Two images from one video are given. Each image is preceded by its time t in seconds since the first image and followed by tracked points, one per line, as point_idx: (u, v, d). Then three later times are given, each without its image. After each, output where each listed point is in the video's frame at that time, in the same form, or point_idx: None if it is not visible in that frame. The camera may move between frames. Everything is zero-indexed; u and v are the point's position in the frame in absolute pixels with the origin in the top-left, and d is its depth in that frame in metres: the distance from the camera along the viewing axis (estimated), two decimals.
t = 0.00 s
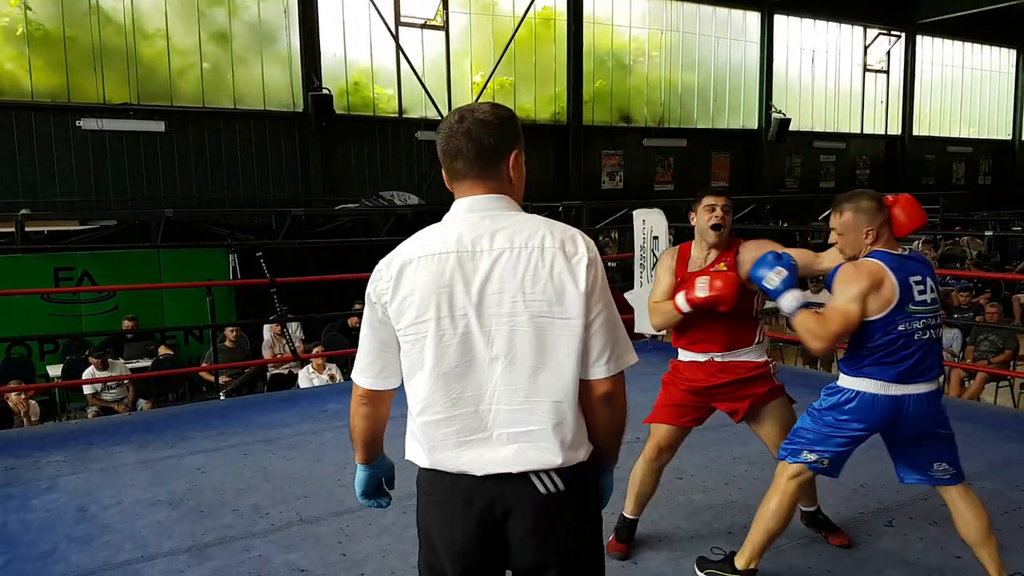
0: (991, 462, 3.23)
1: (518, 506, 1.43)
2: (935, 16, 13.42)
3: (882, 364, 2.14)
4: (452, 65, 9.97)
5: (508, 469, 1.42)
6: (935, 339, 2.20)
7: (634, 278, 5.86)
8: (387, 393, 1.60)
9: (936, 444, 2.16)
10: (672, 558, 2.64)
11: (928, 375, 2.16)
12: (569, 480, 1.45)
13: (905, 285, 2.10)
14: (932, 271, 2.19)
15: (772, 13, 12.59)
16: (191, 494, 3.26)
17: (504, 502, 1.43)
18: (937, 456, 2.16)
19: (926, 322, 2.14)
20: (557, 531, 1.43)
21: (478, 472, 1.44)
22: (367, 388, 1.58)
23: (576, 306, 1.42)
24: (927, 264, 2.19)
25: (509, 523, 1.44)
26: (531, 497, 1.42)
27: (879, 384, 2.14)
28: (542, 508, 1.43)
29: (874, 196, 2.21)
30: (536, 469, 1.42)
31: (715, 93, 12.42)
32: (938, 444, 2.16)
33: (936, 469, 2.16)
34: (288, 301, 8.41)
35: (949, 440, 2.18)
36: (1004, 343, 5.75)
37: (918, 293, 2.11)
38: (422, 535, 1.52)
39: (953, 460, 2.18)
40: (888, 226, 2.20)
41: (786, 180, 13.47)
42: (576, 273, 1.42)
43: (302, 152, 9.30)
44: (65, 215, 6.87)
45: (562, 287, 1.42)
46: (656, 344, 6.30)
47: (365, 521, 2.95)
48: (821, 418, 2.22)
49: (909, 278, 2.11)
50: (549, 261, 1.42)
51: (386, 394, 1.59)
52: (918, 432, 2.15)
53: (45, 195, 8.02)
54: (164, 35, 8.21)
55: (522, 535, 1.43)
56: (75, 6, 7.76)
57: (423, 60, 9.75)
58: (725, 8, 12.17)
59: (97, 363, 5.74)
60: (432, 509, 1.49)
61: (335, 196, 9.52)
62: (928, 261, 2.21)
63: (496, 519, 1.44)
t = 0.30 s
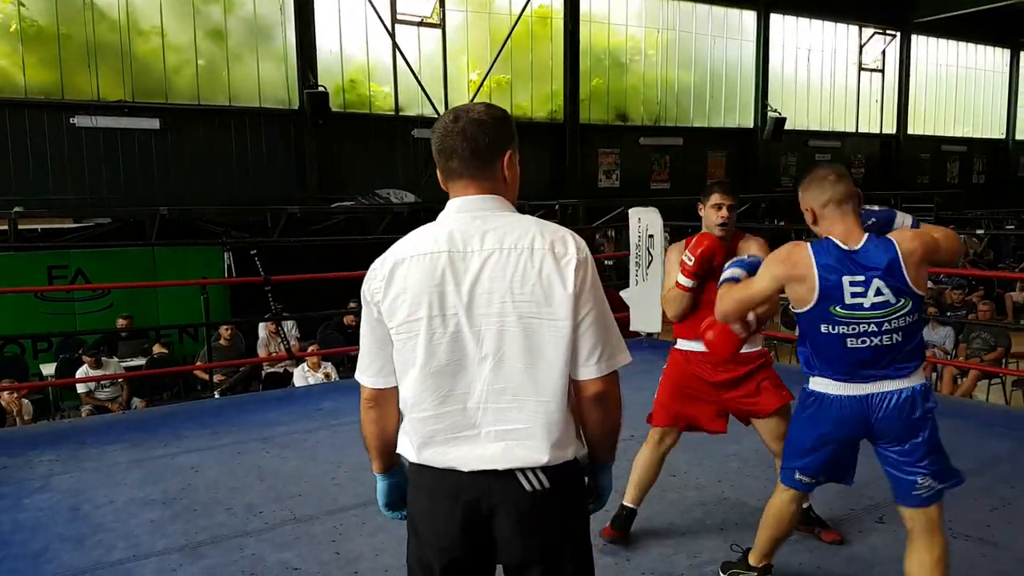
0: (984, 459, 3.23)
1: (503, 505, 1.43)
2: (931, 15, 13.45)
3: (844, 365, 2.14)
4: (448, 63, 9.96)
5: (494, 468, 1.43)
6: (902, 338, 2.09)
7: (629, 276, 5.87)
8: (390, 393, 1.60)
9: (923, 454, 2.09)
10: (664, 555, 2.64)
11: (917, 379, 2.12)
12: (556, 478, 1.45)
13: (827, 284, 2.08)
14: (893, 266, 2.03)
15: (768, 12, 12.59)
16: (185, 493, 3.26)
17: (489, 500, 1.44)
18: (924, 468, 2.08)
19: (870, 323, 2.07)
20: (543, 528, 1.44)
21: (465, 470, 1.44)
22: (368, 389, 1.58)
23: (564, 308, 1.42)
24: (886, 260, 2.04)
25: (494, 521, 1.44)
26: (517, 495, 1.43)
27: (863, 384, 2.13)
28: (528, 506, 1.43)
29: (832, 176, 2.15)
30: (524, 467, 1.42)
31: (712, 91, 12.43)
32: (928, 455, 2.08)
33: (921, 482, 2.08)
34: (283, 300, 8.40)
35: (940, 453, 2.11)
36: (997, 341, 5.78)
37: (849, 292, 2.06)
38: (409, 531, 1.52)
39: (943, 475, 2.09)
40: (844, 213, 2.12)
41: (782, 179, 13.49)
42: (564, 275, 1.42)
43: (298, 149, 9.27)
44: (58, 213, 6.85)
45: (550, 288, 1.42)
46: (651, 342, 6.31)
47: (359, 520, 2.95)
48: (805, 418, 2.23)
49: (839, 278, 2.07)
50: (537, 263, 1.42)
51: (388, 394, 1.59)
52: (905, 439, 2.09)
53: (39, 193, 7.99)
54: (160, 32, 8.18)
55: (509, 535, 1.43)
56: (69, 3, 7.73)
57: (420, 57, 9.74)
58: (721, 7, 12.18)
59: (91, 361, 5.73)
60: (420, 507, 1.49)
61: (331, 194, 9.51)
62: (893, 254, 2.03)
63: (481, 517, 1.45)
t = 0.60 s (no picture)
0: (965, 456, 3.26)
1: (458, 503, 1.48)
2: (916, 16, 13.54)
3: (797, 349, 2.03)
4: (437, 61, 9.94)
5: (454, 466, 1.48)
6: (862, 320, 2.00)
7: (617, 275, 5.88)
8: (335, 401, 1.57)
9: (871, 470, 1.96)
10: (648, 552, 2.63)
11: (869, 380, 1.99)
12: (511, 474, 1.53)
13: (792, 248, 2.05)
14: (862, 242, 2.01)
15: (755, 12, 12.64)
16: (169, 493, 3.24)
17: (443, 501, 1.48)
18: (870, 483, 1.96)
19: (828, 291, 2.00)
20: (490, 531, 1.49)
21: (424, 471, 1.47)
22: (310, 394, 1.56)
23: (528, 308, 1.53)
24: (855, 235, 2.02)
25: (445, 521, 1.48)
26: (472, 493, 1.48)
27: (814, 381, 2.00)
28: (485, 503, 1.49)
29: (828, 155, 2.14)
30: (484, 464, 1.49)
31: (700, 91, 12.47)
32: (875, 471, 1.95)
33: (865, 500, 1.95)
34: (271, 299, 8.37)
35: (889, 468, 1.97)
36: (979, 338, 5.85)
37: (810, 258, 2.02)
38: (352, 539, 1.52)
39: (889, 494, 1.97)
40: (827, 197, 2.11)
41: (769, 178, 13.55)
42: (529, 278, 1.53)
43: (286, 148, 9.24)
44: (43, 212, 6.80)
45: (516, 290, 1.52)
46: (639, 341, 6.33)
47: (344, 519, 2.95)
48: (751, 418, 2.08)
49: (803, 240, 2.04)
50: (506, 266, 1.52)
51: (331, 401, 1.57)
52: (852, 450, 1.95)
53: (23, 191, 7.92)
54: (146, 29, 8.13)
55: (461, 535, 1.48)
56: None
57: (408, 56, 9.73)
58: (709, 6, 12.22)
59: (76, 361, 5.68)
60: (368, 512, 1.50)
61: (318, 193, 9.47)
62: (864, 233, 2.03)
63: (434, 517, 1.48)
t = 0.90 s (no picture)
0: (942, 452, 3.29)
1: (414, 491, 1.48)
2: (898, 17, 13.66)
3: (707, 447, 1.63)
4: (422, 60, 9.93)
5: (402, 458, 1.47)
6: (789, 417, 1.59)
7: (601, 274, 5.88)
8: (236, 400, 1.51)
9: None
10: (631, 549, 2.63)
11: (800, 484, 1.59)
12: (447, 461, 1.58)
13: (711, 322, 1.62)
14: (795, 318, 1.59)
15: (739, 13, 12.71)
16: (150, 495, 3.21)
17: (404, 490, 1.47)
18: None
19: (750, 381, 1.58)
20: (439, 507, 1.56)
21: (376, 466, 1.44)
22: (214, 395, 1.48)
23: (452, 299, 1.55)
24: (787, 308, 1.60)
25: (405, 512, 1.47)
26: (425, 479, 1.50)
27: (727, 482, 1.61)
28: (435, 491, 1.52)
29: (758, 211, 1.71)
30: (429, 452, 1.51)
31: (684, 92, 12.53)
32: None
33: None
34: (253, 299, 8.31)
35: None
36: (959, 336, 5.93)
37: (734, 338, 1.60)
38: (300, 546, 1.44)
39: None
40: (754, 259, 1.69)
41: (752, 178, 13.64)
42: (453, 270, 1.55)
43: (269, 147, 9.19)
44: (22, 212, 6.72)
45: (442, 284, 1.54)
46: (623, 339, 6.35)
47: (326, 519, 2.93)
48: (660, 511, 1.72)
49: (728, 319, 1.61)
50: (430, 259, 1.53)
51: (235, 400, 1.51)
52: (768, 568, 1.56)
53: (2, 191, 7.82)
54: (127, 27, 8.05)
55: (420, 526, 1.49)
56: None
57: (393, 55, 9.70)
58: (693, 7, 12.27)
59: (56, 362, 5.63)
60: (324, 512, 1.43)
61: (301, 192, 9.42)
62: (799, 308, 1.60)
63: (394, 511, 1.46)
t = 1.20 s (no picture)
0: (921, 450, 3.33)
1: (332, 481, 1.51)
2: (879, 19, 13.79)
3: (633, 415, 1.65)
4: (406, 60, 9.92)
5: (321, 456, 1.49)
6: (708, 391, 1.57)
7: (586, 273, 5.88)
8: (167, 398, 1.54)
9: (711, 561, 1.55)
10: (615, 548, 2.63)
11: (721, 454, 1.58)
12: (367, 455, 1.61)
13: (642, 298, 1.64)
14: (720, 296, 1.56)
15: (721, 13, 12.79)
16: (131, 497, 3.18)
17: (323, 480, 1.50)
18: None
19: (671, 356, 1.58)
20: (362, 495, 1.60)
21: (296, 460, 1.47)
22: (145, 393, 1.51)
23: (373, 310, 1.55)
24: (719, 290, 1.57)
25: (327, 503, 1.51)
26: (344, 471, 1.53)
27: (648, 449, 1.61)
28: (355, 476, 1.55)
29: (719, 184, 1.66)
30: (349, 448, 1.54)
31: (667, 92, 12.59)
32: (716, 570, 1.54)
33: None
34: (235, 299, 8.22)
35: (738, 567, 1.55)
36: (939, 335, 5.96)
37: (661, 315, 1.61)
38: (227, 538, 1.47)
39: None
40: (708, 233, 1.65)
41: (735, 178, 13.73)
42: (374, 282, 1.55)
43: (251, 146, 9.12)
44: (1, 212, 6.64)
45: (364, 296, 1.54)
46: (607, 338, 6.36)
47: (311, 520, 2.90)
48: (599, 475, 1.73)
49: (659, 296, 1.62)
50: (352, 271, 1.53)
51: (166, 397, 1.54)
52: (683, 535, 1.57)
53: None
54: (107, 25, 7.97)
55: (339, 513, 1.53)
56: None
57: (377, 55, 9.69)
58: (676, 8, 12.33)
59: (36, 363, 5.56)
60: (247, 504, 1.46)
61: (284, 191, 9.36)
62: (726, 286, 1.57)
63: (316, 502, 1.49)
